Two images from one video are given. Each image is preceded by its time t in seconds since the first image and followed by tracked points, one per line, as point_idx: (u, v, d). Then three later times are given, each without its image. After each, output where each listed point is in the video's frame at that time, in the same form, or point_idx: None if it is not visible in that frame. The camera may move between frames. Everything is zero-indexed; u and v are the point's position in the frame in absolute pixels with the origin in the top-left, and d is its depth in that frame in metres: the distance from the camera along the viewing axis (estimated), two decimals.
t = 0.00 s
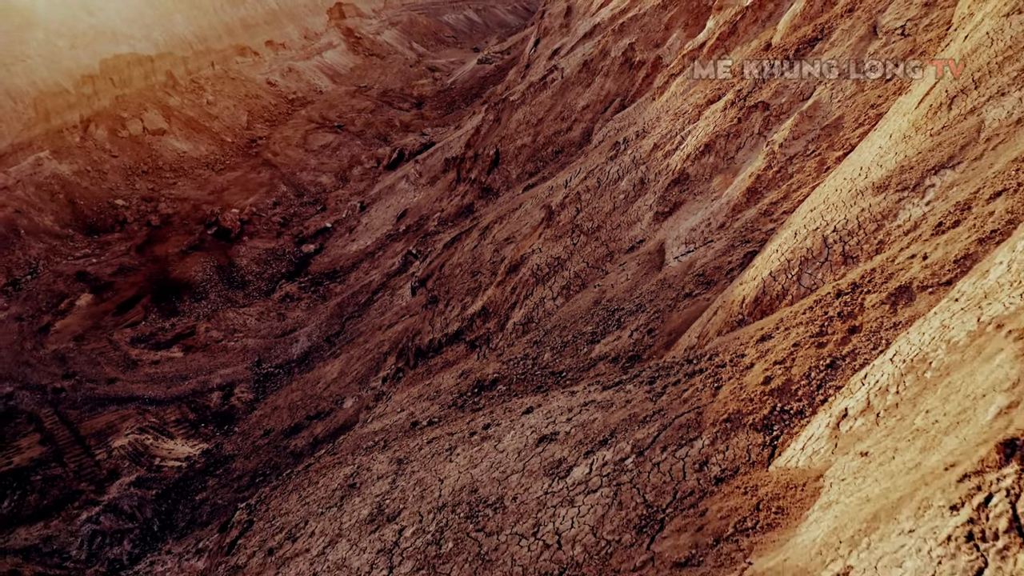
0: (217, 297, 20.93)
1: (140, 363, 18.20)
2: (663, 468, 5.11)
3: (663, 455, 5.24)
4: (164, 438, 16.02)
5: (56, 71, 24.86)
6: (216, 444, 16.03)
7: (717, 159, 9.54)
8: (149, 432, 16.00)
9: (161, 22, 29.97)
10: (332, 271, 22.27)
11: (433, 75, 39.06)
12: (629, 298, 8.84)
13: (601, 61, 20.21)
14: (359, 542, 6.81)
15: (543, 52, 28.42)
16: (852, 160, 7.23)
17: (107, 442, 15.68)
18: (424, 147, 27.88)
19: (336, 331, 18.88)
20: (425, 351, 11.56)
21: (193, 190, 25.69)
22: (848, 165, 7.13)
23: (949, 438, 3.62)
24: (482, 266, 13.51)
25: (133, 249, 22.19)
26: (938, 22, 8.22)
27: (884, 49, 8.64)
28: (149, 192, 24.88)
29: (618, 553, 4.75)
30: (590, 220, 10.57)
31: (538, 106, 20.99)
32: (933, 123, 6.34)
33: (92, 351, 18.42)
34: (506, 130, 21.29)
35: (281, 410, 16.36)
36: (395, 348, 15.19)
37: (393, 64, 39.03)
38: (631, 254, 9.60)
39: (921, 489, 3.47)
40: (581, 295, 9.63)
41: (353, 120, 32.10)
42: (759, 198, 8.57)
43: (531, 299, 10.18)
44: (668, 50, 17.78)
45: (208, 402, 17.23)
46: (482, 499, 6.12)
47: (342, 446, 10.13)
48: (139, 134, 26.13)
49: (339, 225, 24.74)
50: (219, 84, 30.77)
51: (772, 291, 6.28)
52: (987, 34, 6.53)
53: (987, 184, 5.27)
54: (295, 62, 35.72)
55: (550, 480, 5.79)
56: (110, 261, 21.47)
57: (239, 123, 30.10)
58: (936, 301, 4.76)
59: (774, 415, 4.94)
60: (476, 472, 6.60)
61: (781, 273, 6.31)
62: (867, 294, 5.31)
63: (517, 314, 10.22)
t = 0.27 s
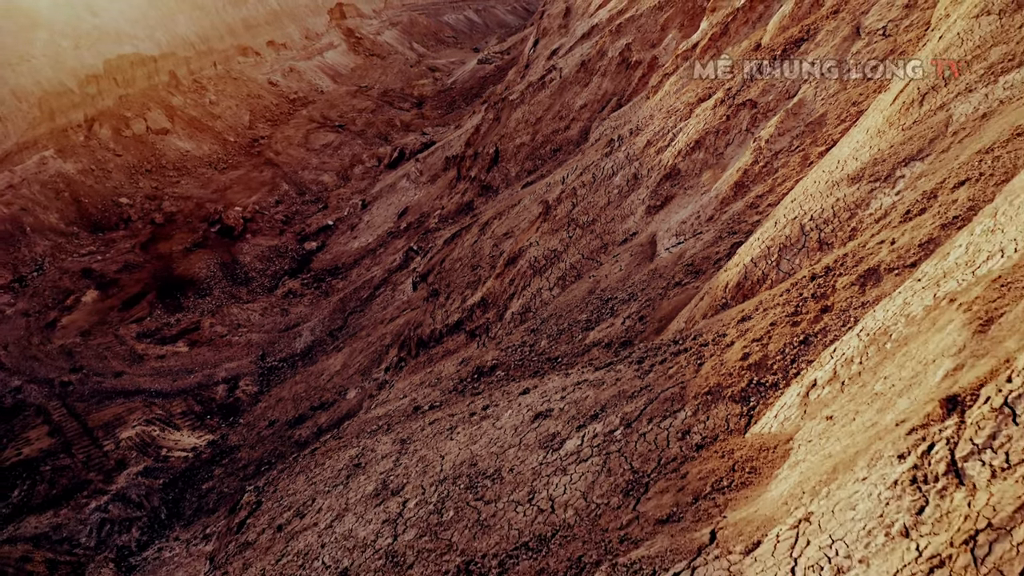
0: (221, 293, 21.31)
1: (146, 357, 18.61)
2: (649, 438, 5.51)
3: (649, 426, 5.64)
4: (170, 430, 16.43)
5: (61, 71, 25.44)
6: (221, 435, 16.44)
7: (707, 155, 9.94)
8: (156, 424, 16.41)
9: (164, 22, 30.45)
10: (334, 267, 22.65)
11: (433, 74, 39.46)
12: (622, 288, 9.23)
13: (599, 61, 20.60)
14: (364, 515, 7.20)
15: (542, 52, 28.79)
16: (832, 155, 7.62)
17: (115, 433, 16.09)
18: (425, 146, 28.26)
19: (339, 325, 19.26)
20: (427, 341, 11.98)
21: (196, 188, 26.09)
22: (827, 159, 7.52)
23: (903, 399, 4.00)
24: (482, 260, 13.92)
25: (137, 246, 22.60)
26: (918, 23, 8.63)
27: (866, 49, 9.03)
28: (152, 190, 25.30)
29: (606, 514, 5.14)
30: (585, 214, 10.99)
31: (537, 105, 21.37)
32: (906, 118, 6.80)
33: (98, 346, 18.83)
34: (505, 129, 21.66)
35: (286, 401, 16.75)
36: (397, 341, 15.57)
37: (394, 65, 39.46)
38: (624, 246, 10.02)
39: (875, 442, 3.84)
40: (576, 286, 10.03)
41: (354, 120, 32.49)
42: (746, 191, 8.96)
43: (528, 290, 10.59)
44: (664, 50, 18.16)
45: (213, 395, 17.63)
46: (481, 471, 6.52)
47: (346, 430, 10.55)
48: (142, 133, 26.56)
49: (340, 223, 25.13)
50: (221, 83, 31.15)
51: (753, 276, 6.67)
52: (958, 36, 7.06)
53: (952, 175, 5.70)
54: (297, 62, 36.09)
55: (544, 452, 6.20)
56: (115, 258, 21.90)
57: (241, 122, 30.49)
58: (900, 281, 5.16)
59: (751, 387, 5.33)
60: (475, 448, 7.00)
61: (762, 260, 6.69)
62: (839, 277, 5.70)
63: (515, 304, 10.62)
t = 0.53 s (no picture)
0: (224, 289, 21.66)
1: (152, 352, 19.00)
2: (637, 411, 5.92)
3: (637, 401, 6.04)
4: (176, 422, 16.83)
5: (66, 70, 26.04)
6: (226, 426, 16.84)
7: (697, 152, 10.36)
8: (162, 416, 16.82)
9: (168, 23, 31.32)
10: (336, 264, 23.02)
11: (433, 74, 39.89)
12: (615, 278, 9.62)
13: (596, 61, 21.01)
14: (370, 490, 7.60)
15: (541, 52, 29.19)
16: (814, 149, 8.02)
17: (123, 425, 16.49)
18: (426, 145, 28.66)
19: (342, 320, 19.66)
20: (428, 331, 12.40)
21: (199, 187, 26.49)
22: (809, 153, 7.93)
23: (864, 366, 4.40)
24: (481, 254, 14.33)
25: (142, 244, 22.99)
26: (899, 25, 9.02)
27: (850, 49, 9.42)
28: (156, 189, 25.67)
29: (595, 480, 5.53)
30: (581, 208, 11.42)
31: (536, 104, 21.77)
32: (883, 112, 7.24)
33: (105, 341, 19.20)
34: (505, 128, 22.07)
35: (290, 393, 17.14)
36: (399, 334, 15.96)
37: (395, 65, 39.89)
38: (618, 238, 10.42)
39: (837, 403, 4.24)
40: (572, 277, 10.44)
41: (355, 120, 32.88)
42: (734, 185, 9.36)
43: (526, 281, 11.01)
44: (660, 50, 18.55)
45: (219, 388, 18.03)
46: (481, 446, 6.92)
47: (351, 416, 10.96)
48: (146, 132, 26.93)
49: (342, 221, 25.52)
50: (223, 83, 31.49)
51: (736, 263, 7.08)
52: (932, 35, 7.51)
53: (921, 165, 6.12)
54: (298, 62, 36.51)
55: (539, 428, 6.60)
56: (120, 255, 22.30)
57: (243, 122, 30.89)
58: (869, 264, 5.57)
59: (731, 362, 5.74)
60: (474, 426, 7.41)
61: (745, 247, 7.10)
62: (815, 261, 6.11)
63: (513, 295, 11.02)
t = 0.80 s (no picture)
0: (228, 286, 22.04)
1: (157, 346, 19.39)
2: (626, 387, 6.32)
3: (626, 378, 6.46)
4: (182, 414, 17.23)
5: (70, 70, 26.57)
6: (232, 418, 17.23)
7: (689, 148, 10.78)
8: (168, 408, 17.21)
9: (170, 23, 31.80)
10: (338, 261, 23.39)
11: (434, 74, 40.31)
12: (610, 269, 10.02)
13: (594, 61, 21.43)
14: (375, 467, 8.01)
15: (540, 53, 29.59)
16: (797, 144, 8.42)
17: (130, 418, 16.88)
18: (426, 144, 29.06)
19: (344, 315, 20.06)
20: (430, 323, 12.83)
21: (202, 186, 26.88)
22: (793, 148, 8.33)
23: (830, 338, 4.79)
24: (481, 248, 14.74)
25: (146, 241, 23.39)
26: (881, 26, 9.42)
27: (834, 49, 9.81)
28: (159, 187, 26.06)
29: (587, 451, 5.94)
30: (577, 203, 11.87)
31: (534, 104, 22.18)
32: (862, 107, 7.65)
33: (111, 336, 19.59)
34: (504, 127, 22.48)
35: (294, 386, 17.52)
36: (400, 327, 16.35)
37: (395, 65, 40.31)
38: (613, 232, 10.84)
39: (805, 372, 4.64)
40: (568, 269, 10.85)
41: (356, 120, 33.27)
42: (723, 180, 9.75)
43: (524, 274, 11.41)
44: (656, 50, 18.95)
45: (224, 381, 18.43)
46: (480, 424, 7.33)
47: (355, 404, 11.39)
48: (149, 132, 27.31)
49: (344, 219, 25.89)
50: (225, 83, 31.84)
51: (721, 252, 7.49)
52: (909, 36, 7.93)
53: (895, 158, 6.51)
54: (299, 62, 36.92)
55: (535, 406, 7.02)
56: (125, 253, 22.70)
57: (245, 122, 31.24)
58: (842, 249, 5.97)
59: (714, 342, 6.13)
60: (474, 407, 7.83)
61: (729, 236, 7.49)
62: (793, 248, 6.52)
63: (511, 287, 11.43)
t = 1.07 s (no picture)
0: (232, 282, 22.43)
1: (163, 341, 19.79)
2: (616, 367, 6.73)
3: (617, 358, 6.88)
4: (188, 407, 17.62)
5: (74, 70, 27.00)
6: (237, 411, 17.63)
7: (681, 145, 11.21)
8: (175, 401, 17.61)
9: (173, 24, 32.15)
10: (340, 258, 23.76)
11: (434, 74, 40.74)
12: (604, 262, 10.41)
13: (591, 61, 21.85)
14: (380, 447, 8.43)
15: (539, 53, 29.99)
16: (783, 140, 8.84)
17: (137, 411, 17.27)
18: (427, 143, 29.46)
19: (347, 310, 20.46)
20: (431, 315, 13.26)
21: (205, 184, 27.29)
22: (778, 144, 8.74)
23: (802, 315, 5.19)
24: (481, 243, 15.15)
25: (151, 238, 23.80)
26: (864, 27, 9.83)
27: (820, 49, 10.20)
28: (163, 186, 26.46)
29: (580, 425, 6.35)
30: (574, 198, 12.32)
31: (533, 103, 22.59)
32: (844, 103, 8.02)
33: (117, 331, 19.98)
34: (503, 126, 22.90)
35: (298, 379, 17.93)
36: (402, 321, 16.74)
37: (396, 65, 40.71)
38: (608, 225, 11.24)
39: (778, 345, 5.04)
40: (565, 261, 11.26)
41: (357, 119, 33.68)
42: (713, 175, 10.15)
43: (522, 266, 11.82)
44: (653, 51, 19.36)
45: (229, 374, 18.85)
46: (480, 405, 7.75)
47: (359, 391, 11.82)
48: (152, 131, 27.69)
49: (346, 217, 26.27)
50: (227, 83, 32.22)
51: (708, 242, 7.91)
52: (888, 37, 8.32)
53: (871, 151, 6.90)
54: (300, 62, 37.32)
55: (532, 387, 7.44)
56: (130, 250, 23.10)
57: (247, 121, 31.63)
58: (818, 236, 6.37)
59: (699, 324, 6.54)
60: (473, 390, 8.25)
61: (716, 227, 7.91)
62: (773, 237, 6.93)
63: (510, 279, 11.84)
